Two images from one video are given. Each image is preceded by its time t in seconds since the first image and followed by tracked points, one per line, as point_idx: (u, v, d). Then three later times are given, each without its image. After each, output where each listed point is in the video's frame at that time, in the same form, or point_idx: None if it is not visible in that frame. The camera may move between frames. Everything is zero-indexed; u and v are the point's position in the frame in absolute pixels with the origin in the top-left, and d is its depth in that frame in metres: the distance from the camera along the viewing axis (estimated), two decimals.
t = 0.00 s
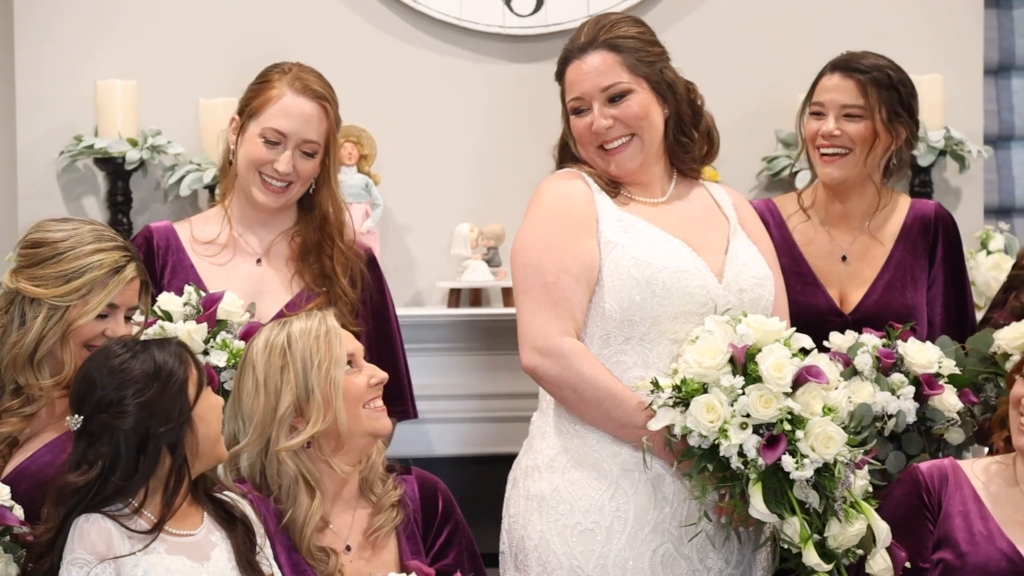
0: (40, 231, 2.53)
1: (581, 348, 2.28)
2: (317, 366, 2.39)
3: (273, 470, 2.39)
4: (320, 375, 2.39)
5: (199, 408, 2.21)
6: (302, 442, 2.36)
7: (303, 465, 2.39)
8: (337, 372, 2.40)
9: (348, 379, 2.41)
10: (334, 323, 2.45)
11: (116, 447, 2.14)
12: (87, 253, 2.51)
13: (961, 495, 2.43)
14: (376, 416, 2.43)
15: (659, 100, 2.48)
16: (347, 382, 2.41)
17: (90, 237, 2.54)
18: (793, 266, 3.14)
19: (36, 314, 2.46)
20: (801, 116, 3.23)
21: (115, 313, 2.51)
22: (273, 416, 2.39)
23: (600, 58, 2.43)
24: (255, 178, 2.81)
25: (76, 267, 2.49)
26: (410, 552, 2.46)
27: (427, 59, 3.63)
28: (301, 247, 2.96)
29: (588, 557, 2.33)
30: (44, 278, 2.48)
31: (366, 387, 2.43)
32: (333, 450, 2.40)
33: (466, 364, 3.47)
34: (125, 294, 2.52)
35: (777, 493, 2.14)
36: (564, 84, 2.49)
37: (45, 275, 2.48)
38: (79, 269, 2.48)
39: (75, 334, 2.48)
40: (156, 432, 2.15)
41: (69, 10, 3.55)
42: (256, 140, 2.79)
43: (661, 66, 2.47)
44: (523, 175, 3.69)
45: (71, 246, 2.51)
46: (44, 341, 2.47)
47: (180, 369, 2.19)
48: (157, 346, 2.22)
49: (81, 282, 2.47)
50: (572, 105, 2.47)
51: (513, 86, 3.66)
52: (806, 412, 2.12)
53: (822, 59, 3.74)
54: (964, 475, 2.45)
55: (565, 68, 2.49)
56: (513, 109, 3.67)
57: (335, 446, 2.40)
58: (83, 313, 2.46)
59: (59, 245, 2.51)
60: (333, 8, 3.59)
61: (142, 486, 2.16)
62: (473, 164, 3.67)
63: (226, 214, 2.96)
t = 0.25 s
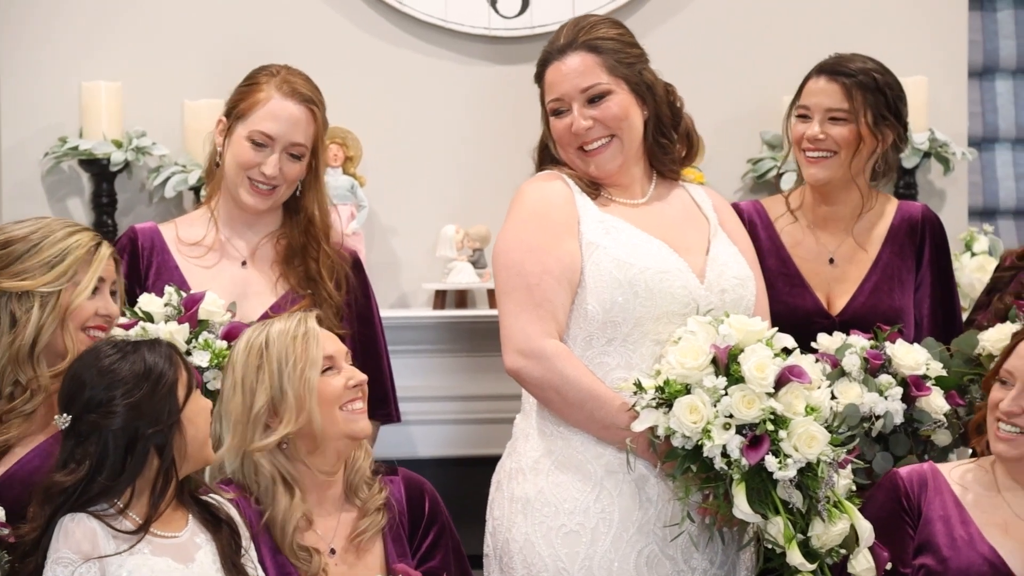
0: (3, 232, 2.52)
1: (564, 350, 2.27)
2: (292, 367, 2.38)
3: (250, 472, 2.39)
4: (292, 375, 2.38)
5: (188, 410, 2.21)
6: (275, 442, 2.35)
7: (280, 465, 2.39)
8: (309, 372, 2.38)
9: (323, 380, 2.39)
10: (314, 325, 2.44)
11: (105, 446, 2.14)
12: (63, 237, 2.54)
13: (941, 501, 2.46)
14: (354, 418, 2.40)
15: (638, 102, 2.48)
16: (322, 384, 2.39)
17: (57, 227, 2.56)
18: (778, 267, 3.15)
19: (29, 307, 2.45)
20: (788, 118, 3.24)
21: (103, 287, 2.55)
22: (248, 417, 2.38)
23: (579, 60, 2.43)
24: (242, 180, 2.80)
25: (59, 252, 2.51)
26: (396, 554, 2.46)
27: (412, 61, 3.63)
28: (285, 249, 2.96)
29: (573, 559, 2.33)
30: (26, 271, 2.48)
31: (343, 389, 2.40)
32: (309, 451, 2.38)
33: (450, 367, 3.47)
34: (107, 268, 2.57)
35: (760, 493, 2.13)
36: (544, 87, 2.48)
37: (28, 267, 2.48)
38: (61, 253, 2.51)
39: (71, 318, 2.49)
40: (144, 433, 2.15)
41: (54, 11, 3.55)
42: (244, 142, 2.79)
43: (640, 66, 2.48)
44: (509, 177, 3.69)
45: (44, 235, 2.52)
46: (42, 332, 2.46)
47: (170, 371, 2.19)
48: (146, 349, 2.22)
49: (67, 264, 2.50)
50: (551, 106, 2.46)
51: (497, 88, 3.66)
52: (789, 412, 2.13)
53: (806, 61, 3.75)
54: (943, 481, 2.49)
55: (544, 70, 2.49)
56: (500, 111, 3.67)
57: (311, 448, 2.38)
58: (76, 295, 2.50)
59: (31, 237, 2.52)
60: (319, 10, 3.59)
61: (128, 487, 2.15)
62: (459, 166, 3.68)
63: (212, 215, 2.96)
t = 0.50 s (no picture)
0: None
1: (551, 352, 2.27)
2: (285, 374, 2.38)
3: (236, 475, 2.39)
4: (285, 383, 2.37)
5: (169, 413, 2.20)
6: (263, 447, 2.35)
7: (266, 471, 2.37)
8: (304, 382, 2.37)
9: (317, 392, 2.38)
10: (316, 335, 2.43)
11: (83, 456, 2.13)
12: (36, 236, 2.53)
13: (921, 503, 2.47)
14: (344, 432, 2.38)
15: (622, 104, 2.48)
16: (316, 395, 2.38)
17: (28, 227, 2.55)
18: (762, 270, 3.15)
19: (7, 307, 2.43)
20: (772, 121, 3.24)
21: (77, 286, 2.56)
22: (240, 419, 2.39)
23: (564, 62, 2.43)
24: (215, 179, 2.80)
25: (34, 252, 2.50)
26: (386, 561, 2.46)
27: (394, 63, 3.63)
28: (270, 252, 2.95)
29: (561, 562, 2.32)
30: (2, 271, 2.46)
31: (336, 402, 2.39)
32: (297, 459, 2.38)
33: (435, 369, 3.47)
34: (81, 267, 2.57)
35: (749, 494, 2.14)
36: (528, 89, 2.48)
37: (3, 266, 2.46)
38: (36, 252, 2.50)
39: (49, 316, 2.48)
40: (124, 438, 2.14)
41: (38, 12, 3.54)
42: (213, 140, 2.79)
43: (622, 67, 2.48)
44: (493, 180, 3.69)
45: (17, 234, 2.52)
46: (21, 332, 2.43)
47: (150, 374, 2.18)
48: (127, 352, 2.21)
49: (43, 263, 2.49)
50: (534, 108, 2.46)
51: (479, 91, 3.66)
52: (778, 413, 2.13)
53: (789, 64, 3.76)
54: (923, 484, 2.50)
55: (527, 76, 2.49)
56: (484, 114, 3.67)
57: (300, 457, 2.37)
58: (53, 293, 2.49)
59: (5, 237, 2.50)
60: (303, 12, 3.59)
61: (110, 492, 2.15)
62: (443, 168, 3.67)
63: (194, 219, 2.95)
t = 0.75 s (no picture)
0: None
1: (538, 354, 2.27)
2: (281, 382, 2.37)
3: (227, 479, 2.39)
4: (281, 391, 2.37)
5: (153, 415, 2.20)
6: (256, 455, 2.35)
7: (259, 477, 2.37)
8: (301, 391, 2.37)
9: (312, 401, 2.38)
10: (313, 342, 2.43)
11: (66, 458, 2.12)
12: (4, 238, 2.52)
13: (904, 506, 2.48)
14: (336, 441, 2.38)
15: (611, 107, 2.49)
16: (311, 404, 2.37)
17: None
18: (747, 272, 3.16)
19: None
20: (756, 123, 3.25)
21: (47, 287, 2.54)
22: (232, 424, 2.39)
23: (553, 64, 2.42)
24: (195, 183, 2.80)
25: (3, 251, 2.49)
26: (373, 565, 2.46)
27: (378, 64, 3.62)
28: (254, 254, 2.94)
29: (547, 564, 2.32)
30: None
31: (330, 411, 2.38)
32: (290, 467, 2.38)
33: (421, 371, 3.47)
34: (49, 268, 2.56)
35: (736, 498, 2.14)
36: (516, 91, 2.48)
37: None
38: (4, 253, 2.49)
39: (22, 315, 2.46)
40: (107, 440, 2.13)
41: (21, 14, 3.53)
42: (193, 145, 2.78)
43: (608, 69, 2.47)
44: (478, 182, 3.69)
45: None
46: None
47: (134, 376, 2.18)
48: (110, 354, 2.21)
49: (13, 263, 2.48)
50: (523, 109, 2.46)
51: (463, 92, 3.66)
52: (765, 416, 2.13)
53: (773, 66, 3.76)
54: (906, 487, 2.50)
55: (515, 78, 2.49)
56: (470, 115, 3.67)
57: (294, 466, 2.38)
58: (25, 292, 2.48)
59: None
60: (288, 13, 3.59)
61: (94, 494, 2.14)
62: (429, 169, 3.67)
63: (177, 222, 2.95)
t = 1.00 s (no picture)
0: None
1: (524, 356, 2.27)
2: (263, 384, 2.37)
3: (209, 481, 2.39)
4: (264, 394, 2.36)
5: (138, 417, 2.19)
6: (239, 458, 2.35)
7: (241, 479, 2.38)
8: (285, 394, 2.37)
9: (295, 403, 2.37)
10: (295, 344, 2.42)
11: (50, 459, 2.12)
12: None
13: (893, 502, 2.49)
14: (319, 443, 2.38)
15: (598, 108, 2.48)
16: (294, 406, 2.37)
17: None
18: (732, 273, 3.16)
19: None
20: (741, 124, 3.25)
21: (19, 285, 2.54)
22: (214, 427, 2.38)
23: (540, 65, 2.42)
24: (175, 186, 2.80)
25: None
26: (356, 565, 2.46)
27: (363, 66, 3.62)
28: (241, 256, 2.93)
29: (532, 567, 2.32)
30: None
31: (312, 413, 2.38)
32: (272, 469, 2.38)
33: (406, 373, 3.47)
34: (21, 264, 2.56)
35: (721, 500, 2.15)
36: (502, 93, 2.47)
37: None
38: None
39: None
40: (92, 443, 2.13)
41: (6, 15, 3.53)
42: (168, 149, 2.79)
43: (591, 68, 2.47)
44: (465, 183, 3.69)
45: None
46: None
47: (120, 378, 2.18)
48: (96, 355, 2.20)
49: None
50: (509, 110, 2.45)
51: (448, 93, 3.66)
52: (750, 419, 2.13)
53: (758, 68, 3.77)
54: (894, 484, 2.51)
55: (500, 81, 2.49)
56: (457, 116, 3.67)
57: (276, 467, 2.38)
58: None
59: None
60: (275, 14, 3.58)
61: (79, 497, 2.14)
62: (416, 170, 3.67)
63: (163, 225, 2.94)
